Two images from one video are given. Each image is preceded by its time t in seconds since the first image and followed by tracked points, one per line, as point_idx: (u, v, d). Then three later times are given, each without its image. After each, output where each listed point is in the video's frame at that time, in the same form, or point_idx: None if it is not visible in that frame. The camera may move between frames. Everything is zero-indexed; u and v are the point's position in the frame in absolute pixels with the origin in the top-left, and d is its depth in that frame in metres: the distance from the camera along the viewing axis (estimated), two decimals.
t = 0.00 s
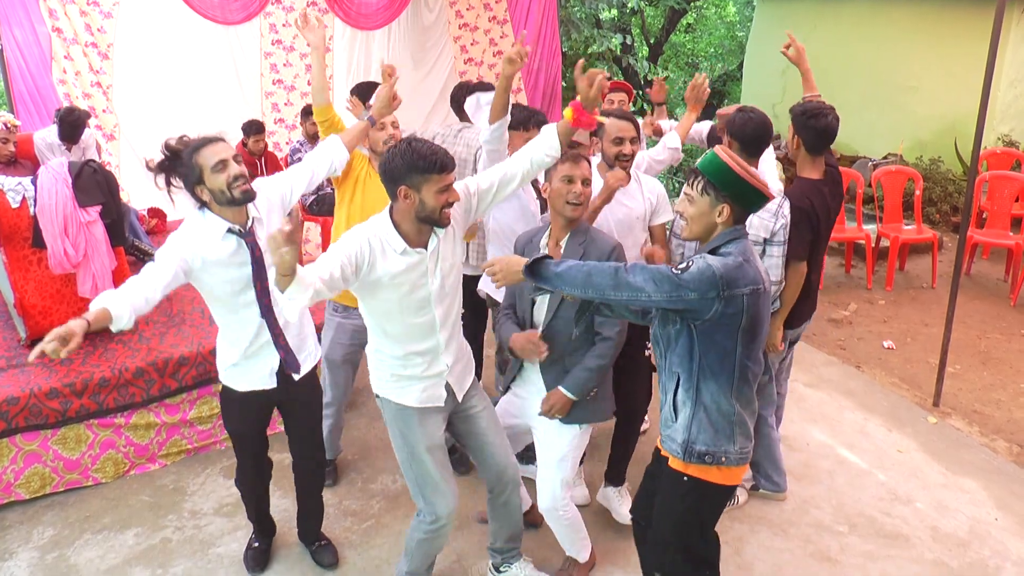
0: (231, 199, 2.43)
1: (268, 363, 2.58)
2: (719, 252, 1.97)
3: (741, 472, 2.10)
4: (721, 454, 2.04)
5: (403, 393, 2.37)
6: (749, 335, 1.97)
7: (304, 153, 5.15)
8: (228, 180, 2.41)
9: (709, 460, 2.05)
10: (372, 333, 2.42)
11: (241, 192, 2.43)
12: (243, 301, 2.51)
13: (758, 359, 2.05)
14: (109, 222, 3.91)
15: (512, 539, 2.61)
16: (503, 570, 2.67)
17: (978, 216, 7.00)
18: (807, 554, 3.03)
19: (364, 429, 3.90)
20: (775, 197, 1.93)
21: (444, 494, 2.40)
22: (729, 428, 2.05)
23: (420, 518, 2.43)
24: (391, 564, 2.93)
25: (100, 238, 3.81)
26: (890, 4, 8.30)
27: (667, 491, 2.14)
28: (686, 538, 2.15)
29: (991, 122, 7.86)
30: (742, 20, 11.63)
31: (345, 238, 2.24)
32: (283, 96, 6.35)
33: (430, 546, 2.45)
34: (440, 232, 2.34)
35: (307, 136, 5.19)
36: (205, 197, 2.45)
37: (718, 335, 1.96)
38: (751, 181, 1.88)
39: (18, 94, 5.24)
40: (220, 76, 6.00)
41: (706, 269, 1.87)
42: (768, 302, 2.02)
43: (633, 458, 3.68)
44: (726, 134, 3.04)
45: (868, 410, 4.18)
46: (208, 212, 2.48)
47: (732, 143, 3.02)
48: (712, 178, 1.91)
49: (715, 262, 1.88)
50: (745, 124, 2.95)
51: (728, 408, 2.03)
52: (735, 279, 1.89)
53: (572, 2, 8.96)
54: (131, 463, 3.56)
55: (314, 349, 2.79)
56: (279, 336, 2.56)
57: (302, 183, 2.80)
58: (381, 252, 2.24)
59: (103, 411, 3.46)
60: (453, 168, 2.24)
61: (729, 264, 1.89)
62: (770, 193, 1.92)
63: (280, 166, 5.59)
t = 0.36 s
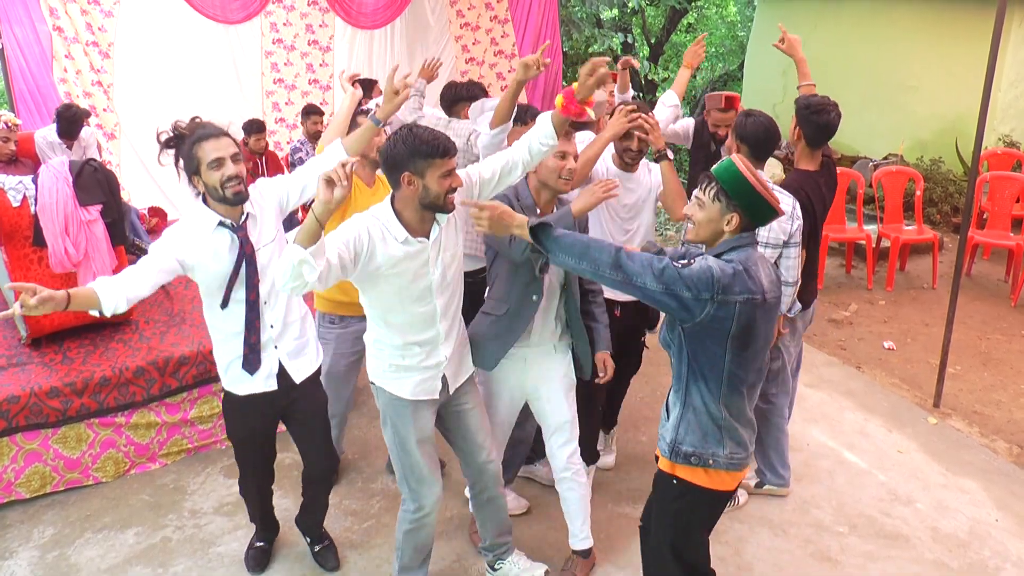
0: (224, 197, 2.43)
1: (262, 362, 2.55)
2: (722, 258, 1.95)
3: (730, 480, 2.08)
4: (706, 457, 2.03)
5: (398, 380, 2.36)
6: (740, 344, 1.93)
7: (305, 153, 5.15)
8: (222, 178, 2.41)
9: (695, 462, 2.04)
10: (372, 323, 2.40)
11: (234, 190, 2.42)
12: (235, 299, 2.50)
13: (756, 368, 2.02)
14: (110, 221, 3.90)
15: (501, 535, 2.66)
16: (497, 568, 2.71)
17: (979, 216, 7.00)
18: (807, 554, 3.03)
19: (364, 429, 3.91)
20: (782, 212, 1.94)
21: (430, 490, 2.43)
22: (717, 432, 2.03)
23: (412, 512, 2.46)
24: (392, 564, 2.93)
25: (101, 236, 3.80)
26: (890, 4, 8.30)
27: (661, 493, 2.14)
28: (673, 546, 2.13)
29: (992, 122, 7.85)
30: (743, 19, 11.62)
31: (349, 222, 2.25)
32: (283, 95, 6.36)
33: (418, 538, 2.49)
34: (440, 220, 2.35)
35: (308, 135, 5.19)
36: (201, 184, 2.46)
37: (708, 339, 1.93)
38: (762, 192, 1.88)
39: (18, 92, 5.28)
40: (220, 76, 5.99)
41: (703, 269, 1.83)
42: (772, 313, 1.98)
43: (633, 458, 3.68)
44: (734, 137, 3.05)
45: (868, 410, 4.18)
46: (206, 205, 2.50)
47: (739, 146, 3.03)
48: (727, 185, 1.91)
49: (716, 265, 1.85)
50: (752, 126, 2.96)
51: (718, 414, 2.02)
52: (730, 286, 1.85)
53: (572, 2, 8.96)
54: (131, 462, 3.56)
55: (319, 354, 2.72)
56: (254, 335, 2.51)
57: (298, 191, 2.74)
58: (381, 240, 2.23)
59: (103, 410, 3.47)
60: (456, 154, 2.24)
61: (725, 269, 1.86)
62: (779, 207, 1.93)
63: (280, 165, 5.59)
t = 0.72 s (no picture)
0: (246, 203, 2.43)
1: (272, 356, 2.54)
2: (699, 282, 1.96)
3: (716, 494, 2.05)
4: (683, 472, 2.02)
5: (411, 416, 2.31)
6: (712, 363, 1.92)
7: (305, 154, 5.16)
8: (246, 183, 2.40)
9: (671, 476, 2.03)
10: (366, 361, 2.34)
11: (258, 196, 2.42)
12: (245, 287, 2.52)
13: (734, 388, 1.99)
14: (110, 222, 3.90)
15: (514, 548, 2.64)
16: None
17: (979, 219, 7.01)
18: (807, 557, 3.03)
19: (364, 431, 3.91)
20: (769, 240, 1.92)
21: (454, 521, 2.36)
22: (694, 448, 2.01)
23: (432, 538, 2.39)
24: (391, 565, 2.94)
25: (101, 237, 3.79)
26: (891, 6, 8.32)
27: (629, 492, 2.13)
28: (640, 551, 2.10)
29: (992, 126, 7.86)
30: (743, 22, 11.63)
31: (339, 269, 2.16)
32: (283, 97, 6.32)
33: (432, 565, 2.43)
34: (430, 246, 2.34)
35: (308, 137, 5.20)
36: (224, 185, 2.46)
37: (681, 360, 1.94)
38: (750, 224, 1.87)
39: (18, 93, 5.31)
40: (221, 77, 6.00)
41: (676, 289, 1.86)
42: (753, 335, 1.94)
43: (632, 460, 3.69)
44: (723, 147, 3.05)
45: (868, 413, 4.18)
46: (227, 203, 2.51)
47: (727, 156, 3.04)
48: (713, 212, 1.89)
49: (691, 287, 1.88)
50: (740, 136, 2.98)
51: (693, 430, 2.00)
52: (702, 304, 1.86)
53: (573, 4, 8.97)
54: (131, 463, 3.57)
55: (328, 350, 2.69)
56: (271, 331, 2.53)
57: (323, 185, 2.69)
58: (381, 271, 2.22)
59: (103, 411, 3.46)
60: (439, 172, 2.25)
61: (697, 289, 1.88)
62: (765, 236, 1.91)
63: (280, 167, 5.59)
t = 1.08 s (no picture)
0: (290, 238, 2.33)
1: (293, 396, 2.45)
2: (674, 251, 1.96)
3: (699, 468, 2.01)
4: (660, 438, 2.00)
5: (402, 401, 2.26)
6: (688, 322, 1.92)
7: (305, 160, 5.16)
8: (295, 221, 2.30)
9: (649, 443, 2.02)
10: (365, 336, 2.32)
11: (303, 235, 2.32)
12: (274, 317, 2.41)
13: (714, 352, 1.97)
14: (110, 227, 3.90)
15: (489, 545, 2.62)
16: None
17: (978, 225, 7.02)
18: (807, 562, 3.03)
19: (364, 436, 3.91)
20: (735, 209, 1.96)
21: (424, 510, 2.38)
22: (673, 413, 2.00)
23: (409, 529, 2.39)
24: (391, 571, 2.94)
25: (101, 242, 3.79)
26: (890, 12, 8.33)
27: (621, 504, 2.11)
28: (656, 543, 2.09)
29: (991, 132, 7.87)
30: (743, 28, 11.65)
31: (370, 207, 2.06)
32: (283, 102, 6.32)
33: (411, 558, 2.44)
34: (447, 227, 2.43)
35: (308, 142, 5.20)
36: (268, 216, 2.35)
37: (656, 317, 1.94)
38: (714, 193, 1.90)
39: (19, 97, 5.25)
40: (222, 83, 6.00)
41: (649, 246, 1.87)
42: (732, 298, 1.92)
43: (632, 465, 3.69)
44: (731, 138, 3.08)
45: (868, 419, 4.19)
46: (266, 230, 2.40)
47: (737, 146, 3.07)
48: (679, 188, 1.93)
49: (663, 244, 1.88)
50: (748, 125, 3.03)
51: (671, 393, 1.99)
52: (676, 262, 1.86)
53: (573, 10, 8.97)
54: (131, 468, 3.55)
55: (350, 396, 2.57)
56: (302, 375, 2.43)
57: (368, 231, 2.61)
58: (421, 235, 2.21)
59: (103, 416, 3.48)
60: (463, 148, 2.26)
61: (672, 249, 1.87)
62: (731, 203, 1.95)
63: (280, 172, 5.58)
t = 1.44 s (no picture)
0: (313, 212, 2.38)
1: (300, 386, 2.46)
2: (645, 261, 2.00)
3: (704, 469, 2.01)
4: (668, 451, 1.99)
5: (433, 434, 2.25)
6: (676, 330, 1.93)
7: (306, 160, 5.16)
8: (320, 195, 2.35)
9: (658, 459, 2.00)
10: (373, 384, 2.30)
11: (324, 208, 2.39)
12: (283, 297, 2.43)
13: (708, 357, 1.99)
14: (112, 227, 3.90)
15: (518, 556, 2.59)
16: None
17: (979, 225, 7.02)
18: (807, 563, 3.03)
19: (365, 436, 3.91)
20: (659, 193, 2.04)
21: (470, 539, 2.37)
22: (675, 424, 1.99)
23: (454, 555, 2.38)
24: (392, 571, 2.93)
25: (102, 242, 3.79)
26: (890, 13, 8.33)
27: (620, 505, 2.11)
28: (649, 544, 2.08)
29: (992, 132, 7.88)
30: (744, 28, 11.65)
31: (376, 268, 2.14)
32: (283, 103, 6.32)
33: None
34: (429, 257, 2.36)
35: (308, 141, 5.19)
36: (285, 197, 2.38)
37: (643, 333, 1.96)
38: (640, 198, 2.01)
39: (20, 97, 5.27)
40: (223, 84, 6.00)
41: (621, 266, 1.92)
42: (713, 296, 1.96)
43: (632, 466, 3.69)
44: (756, 147, 3.08)
45: (869, 419, 4.18)
46: (271, 205, 2.42)
47: (761, 153, 3.10)
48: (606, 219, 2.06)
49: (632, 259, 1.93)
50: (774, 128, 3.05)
51: (670, 405, 1.99)
52: (651, 271, 1.91)
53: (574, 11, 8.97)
54: (131, 468, 3.56)
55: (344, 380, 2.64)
56: (330, 355, 2.51)
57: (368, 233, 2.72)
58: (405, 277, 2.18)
59: (103, 416, 3.47)
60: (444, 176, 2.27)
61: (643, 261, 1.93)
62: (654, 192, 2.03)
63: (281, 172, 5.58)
